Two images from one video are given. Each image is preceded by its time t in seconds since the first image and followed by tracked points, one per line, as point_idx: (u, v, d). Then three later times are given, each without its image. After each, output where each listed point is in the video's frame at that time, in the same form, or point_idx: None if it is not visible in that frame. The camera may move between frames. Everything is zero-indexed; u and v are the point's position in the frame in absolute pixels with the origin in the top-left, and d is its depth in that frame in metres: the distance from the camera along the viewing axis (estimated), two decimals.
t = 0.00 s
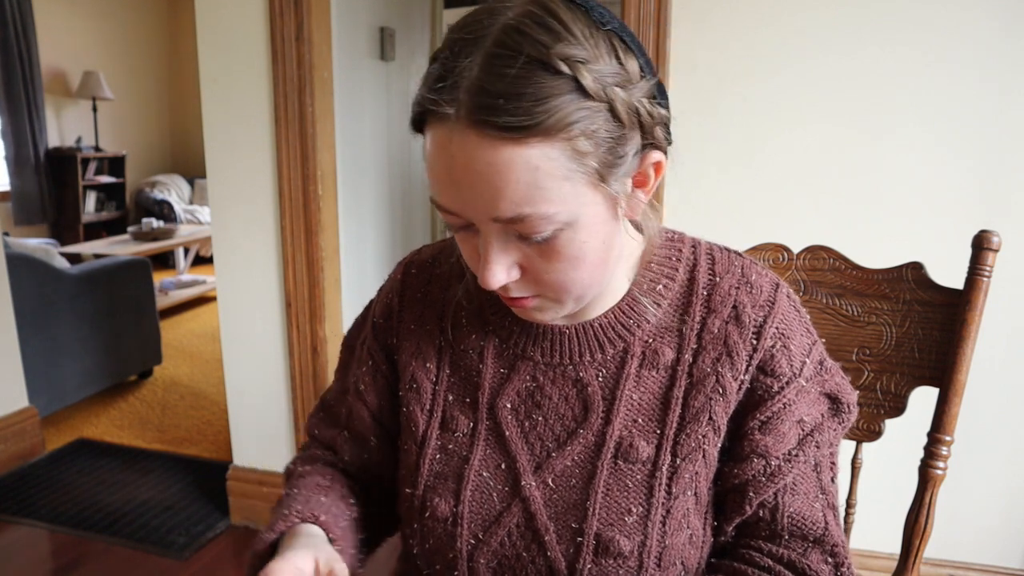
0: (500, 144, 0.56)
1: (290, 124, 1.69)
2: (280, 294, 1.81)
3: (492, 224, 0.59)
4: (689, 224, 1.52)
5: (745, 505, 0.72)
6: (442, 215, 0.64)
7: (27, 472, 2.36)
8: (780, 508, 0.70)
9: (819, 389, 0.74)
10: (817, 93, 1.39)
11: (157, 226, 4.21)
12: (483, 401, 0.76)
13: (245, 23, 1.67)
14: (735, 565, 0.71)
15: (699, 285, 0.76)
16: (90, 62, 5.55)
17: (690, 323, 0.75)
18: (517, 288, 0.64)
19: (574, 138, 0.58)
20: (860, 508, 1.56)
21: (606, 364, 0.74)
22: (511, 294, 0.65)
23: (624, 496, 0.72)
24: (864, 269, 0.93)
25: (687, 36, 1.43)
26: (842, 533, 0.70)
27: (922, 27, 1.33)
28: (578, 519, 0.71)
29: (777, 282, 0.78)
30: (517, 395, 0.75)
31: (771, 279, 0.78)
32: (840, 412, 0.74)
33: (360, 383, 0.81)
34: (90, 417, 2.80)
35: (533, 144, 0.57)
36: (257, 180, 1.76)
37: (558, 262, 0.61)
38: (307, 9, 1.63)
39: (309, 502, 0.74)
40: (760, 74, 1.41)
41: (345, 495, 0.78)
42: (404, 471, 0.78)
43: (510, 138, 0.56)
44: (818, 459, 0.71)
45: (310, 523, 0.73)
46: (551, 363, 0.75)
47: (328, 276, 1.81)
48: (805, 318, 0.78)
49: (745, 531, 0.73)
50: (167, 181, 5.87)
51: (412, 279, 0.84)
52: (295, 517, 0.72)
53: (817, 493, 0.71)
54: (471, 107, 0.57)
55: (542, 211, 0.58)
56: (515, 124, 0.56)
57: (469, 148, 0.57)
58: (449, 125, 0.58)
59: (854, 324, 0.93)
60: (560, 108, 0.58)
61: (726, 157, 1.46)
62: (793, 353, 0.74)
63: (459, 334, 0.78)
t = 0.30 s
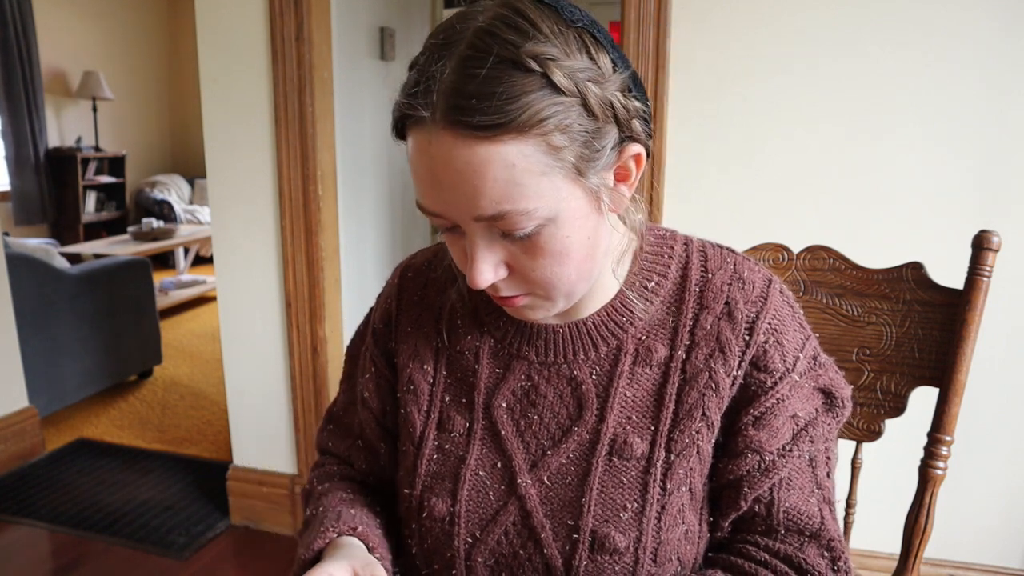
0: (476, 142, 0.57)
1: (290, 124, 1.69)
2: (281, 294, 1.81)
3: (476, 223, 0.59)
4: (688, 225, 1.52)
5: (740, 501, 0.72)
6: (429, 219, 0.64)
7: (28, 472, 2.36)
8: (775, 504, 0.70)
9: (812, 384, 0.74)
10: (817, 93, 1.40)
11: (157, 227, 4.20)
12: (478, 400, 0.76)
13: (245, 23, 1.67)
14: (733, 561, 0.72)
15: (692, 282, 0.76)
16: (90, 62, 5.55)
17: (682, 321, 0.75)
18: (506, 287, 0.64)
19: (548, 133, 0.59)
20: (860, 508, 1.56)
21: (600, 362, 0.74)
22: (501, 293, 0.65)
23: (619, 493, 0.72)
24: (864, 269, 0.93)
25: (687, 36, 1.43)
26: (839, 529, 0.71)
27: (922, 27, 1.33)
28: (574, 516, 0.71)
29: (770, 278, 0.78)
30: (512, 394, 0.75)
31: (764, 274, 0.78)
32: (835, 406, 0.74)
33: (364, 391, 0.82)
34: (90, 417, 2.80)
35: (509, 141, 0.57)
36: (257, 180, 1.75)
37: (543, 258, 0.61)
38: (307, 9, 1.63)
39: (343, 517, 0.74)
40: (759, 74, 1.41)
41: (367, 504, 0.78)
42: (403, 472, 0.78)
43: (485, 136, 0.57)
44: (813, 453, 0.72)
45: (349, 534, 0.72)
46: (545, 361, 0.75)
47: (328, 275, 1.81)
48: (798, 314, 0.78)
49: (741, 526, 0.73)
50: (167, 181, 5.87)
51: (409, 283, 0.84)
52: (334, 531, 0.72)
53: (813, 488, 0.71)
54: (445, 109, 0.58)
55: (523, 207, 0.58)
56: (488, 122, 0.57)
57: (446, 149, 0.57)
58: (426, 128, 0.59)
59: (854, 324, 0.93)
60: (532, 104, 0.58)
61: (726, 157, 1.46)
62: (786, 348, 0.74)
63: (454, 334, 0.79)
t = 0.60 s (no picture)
0: (468, 141, 0.57)
1: (290, 124, 1.69)
2: (280, 294, 1.81)
3: (471, 222, 0.59)
4: (688, 224, 1.52)
5: (740, 500, 0.72)
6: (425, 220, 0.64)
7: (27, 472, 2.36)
8: (775, 503, 0.70)
9: (810, 383, 0.74)
10: (817, 93, 1.39)
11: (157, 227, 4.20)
12: (477, 401, 0.76)
13: (245, 23, 1.67)
14: (732, 560, 0.72)
15: (690, 282, 0.76)
16: (90, 62, 5.55)
17: (681, 321, 0.75)
18: (503, 286, 0.64)
19: (541, 129, 0.59)
20: (860, 508, 1.56)
21: (599, 362, 0.74)
22: (499, 293, 0.65)
23: (618, 492, 0.72)
24: (864, 269, 0.93)
25: (687, 37, 1.43)
26: (837, 528, 0.71)
27: (922, 27, 1.33)
28: (573, 516, 0.71)
29: (768, 277, 0.78)
30: (511, 395, 0.75)
31: (762, 274, 0.78)
32: (833, 405, 0.74)
33: (365, 394, 0.81)
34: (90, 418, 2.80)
35: (502, 138, 0.57)
36: (256, 179, 1.75)
37: (540, 255, 0.61)
38: (307, 9, 1.63)
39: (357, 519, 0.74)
40: (759, 74, 1.41)
41: (373, 506, 0.79)
42: (403, 473, 0.78)
43: (476, 134, 0.57)
44: (812, 452, 0.72)
45: (364, 536, 0.72)
46: (544, 362, 0.75)
47: (328, 275, 1.81)
48: (796, 313, 0.78)
49: (741, 525, 0.73)
50: (167, 181, 5.87)
51: (407, 284, 0.84)
52: (349, 533, 0.71)
53: (811, 487, 0.71)
54: (437, 109, 0.58)
55: (518, 204, 0.58)
56: (480, 120, 0.57)
57: (438, 148, 0.57)
58: (419, 128, 0.59)
59: (854, 324, 0.93)
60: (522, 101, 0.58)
61: (726, 157, 1.46)
62: (785, 348, 0.74)
63: (452, 335, 0.79)
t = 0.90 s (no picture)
0: (471, 143, 0.57)
1: (290, 124, 1.69)
2: (281, 294, 1.81)
3: (474, 224, 0.59)
4: (688, 224, 1.52)
5: (740, 501, 0.72)
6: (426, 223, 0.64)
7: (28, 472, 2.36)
8: (775, 503, 0.70)
9: (811, 384, 0.74)
10: (817, 93, 1.39)
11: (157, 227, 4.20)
12: (478, 402, 0.76)
13: (246, 23, 1.67)
14: (732, 560, 0.72)
15: (690, 282, 0.76)
16: (89, 62, 5.55)
17: (681, 321, 0.75)
18: (506, 288, 0.64)
19: (543, 130, 0.59)
20: (860, 508, 1.56)
21: (599, 363, 0.74)
22: (501, 295, 0.65)
23: (618, 493, 0.72)
24: (864, 269, 0.93)
25: (687, 36, 1.43)
26: (837, 528, 0.71)
27: (922, 27, 1.33)
28: (574, 516, 0.71)
29: (768, 278, 0.78)
30: (511, 395, 0.75)
31: (762, 274, 0.78)
32: (833, 406, 0.74)
33: (366, 394, 0.82)
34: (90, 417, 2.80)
35: (505, 139, 0.57)
36: (256, 179, 1.75)
37: (542, 256, 0.61)
38: (306, 9, 1.63)
39: (359, 520, 0.73)
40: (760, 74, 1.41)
41: (376, 506, 0.79)
42: (403, 474, 0.78)
43: (478, 136, 0.57)
44: (812, 453, 0.72)
45: (366, 537, 0.72)
46: (544, 362, 0.75)
47: (328, 275, 1.81)
48: (797, 313, 0.78)
49: (741, 526, 0.73)
50: (167, 181, 5.87)
51: (407, 285, 0.84)
52: (351, 535, 0.71)
53: (811, 488, 0.71)
54: (439, 111, 0.58)
55: (520, 206, 0.58)
56: (482, 121, 0.57)
57: (440, 151, 0.57)
58: (420, 131, 0.59)
59: (854, 324, 0.93)
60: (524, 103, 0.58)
61: (726, 157, 1.46)
62: (785, 348, 0.74)
63: (453, 336, 0.79)
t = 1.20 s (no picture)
0: (473, 145, 0.57)
1: (290, 124, 1.69)
2: (280, 294, 1.81)
3: (476, 226, 0.59)
4: (688, 224, 1.52)
5: (741, 499, 0.72)
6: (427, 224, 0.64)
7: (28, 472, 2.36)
8: (776, 502, 0.70)
9: (811, 382, 0.74)
10: (818, 93, 1.39)
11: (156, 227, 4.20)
12: (478, 401, 0.76)
13: (246, 24, 1.67)
14: (734, 558, 0.72)
15: (689, 281, 0.76)
16: (89, 62, 5.54)
17: (681, 321, 0.75)
18: (507, 289, 0.64)
19: (545, 133, 0.59)
20: (860, 508, 1.56)
21: (599, 362, 0.74)
22: (503, 296, 0.65)
23: (619, 491, 0.72)
24: (864, 269, 0.93)
25: (687, 37, 1.43)
26: (838, 525, 0.71)
27: (922, 27, 1.33)
28: (574, 515, 0.71)
29: (767, 277, 0.78)
30: (511, 395, 0.75)
31: (761, 274, 0.78)
32: (834, 404, 0.74)
33: (365, 393, 0.82)
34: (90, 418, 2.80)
35: (507, 142, 0.57)
36: (256, 180, 1.75)
37: (544, 258, 0.61)
38: (307, 9, 1.63)
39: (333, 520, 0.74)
40: (760, 74, 1.41)
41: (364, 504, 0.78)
42: (403, 474, 0.78)
43: (481, 138, 0.57)
44: (812, 451, 0.72)
45: (333, 539, 0.72)
46: (545, 362, 0.75)
47: (328, 275, 1.81)
48: (796, 311, 0.78)
49: (742, 524, 0.74)
50: (167, 181, 5.87)
51: (407, 285, 0.84)
52: (319, 535, 0.72)
53: (812, 485, 0.71)
54: (441, 113, 0.58)
55: (522, 207, 0.58)
56: (484, 124, 0.57)
57: (443, 153, 0.57)
58: (422, 133, 0.59)
59: (855, 324, 0.93)
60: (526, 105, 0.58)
61: (727, 158, 1.46)
62: (785, 347, 0.74)
63: (453, 336, 0.79)
